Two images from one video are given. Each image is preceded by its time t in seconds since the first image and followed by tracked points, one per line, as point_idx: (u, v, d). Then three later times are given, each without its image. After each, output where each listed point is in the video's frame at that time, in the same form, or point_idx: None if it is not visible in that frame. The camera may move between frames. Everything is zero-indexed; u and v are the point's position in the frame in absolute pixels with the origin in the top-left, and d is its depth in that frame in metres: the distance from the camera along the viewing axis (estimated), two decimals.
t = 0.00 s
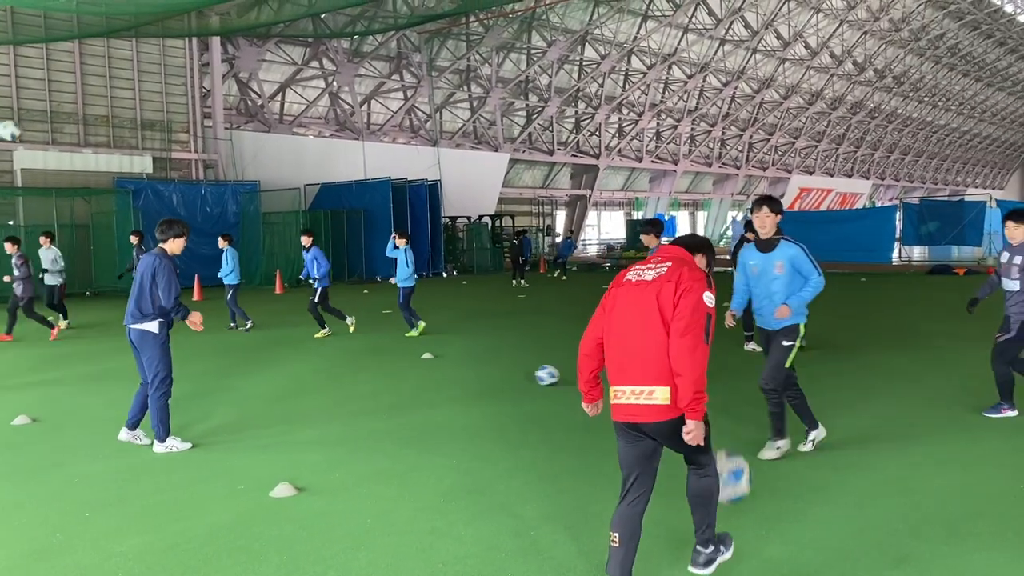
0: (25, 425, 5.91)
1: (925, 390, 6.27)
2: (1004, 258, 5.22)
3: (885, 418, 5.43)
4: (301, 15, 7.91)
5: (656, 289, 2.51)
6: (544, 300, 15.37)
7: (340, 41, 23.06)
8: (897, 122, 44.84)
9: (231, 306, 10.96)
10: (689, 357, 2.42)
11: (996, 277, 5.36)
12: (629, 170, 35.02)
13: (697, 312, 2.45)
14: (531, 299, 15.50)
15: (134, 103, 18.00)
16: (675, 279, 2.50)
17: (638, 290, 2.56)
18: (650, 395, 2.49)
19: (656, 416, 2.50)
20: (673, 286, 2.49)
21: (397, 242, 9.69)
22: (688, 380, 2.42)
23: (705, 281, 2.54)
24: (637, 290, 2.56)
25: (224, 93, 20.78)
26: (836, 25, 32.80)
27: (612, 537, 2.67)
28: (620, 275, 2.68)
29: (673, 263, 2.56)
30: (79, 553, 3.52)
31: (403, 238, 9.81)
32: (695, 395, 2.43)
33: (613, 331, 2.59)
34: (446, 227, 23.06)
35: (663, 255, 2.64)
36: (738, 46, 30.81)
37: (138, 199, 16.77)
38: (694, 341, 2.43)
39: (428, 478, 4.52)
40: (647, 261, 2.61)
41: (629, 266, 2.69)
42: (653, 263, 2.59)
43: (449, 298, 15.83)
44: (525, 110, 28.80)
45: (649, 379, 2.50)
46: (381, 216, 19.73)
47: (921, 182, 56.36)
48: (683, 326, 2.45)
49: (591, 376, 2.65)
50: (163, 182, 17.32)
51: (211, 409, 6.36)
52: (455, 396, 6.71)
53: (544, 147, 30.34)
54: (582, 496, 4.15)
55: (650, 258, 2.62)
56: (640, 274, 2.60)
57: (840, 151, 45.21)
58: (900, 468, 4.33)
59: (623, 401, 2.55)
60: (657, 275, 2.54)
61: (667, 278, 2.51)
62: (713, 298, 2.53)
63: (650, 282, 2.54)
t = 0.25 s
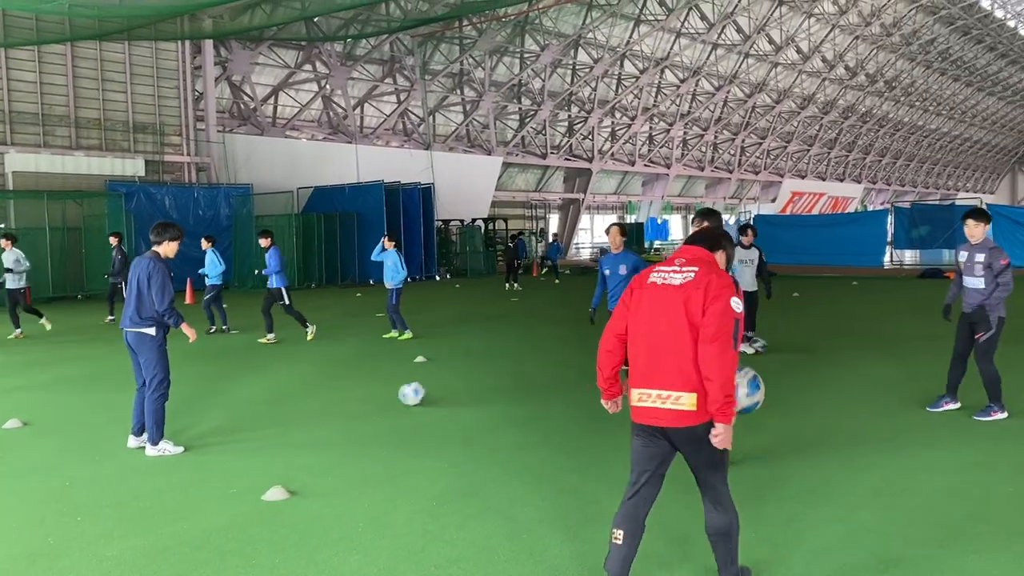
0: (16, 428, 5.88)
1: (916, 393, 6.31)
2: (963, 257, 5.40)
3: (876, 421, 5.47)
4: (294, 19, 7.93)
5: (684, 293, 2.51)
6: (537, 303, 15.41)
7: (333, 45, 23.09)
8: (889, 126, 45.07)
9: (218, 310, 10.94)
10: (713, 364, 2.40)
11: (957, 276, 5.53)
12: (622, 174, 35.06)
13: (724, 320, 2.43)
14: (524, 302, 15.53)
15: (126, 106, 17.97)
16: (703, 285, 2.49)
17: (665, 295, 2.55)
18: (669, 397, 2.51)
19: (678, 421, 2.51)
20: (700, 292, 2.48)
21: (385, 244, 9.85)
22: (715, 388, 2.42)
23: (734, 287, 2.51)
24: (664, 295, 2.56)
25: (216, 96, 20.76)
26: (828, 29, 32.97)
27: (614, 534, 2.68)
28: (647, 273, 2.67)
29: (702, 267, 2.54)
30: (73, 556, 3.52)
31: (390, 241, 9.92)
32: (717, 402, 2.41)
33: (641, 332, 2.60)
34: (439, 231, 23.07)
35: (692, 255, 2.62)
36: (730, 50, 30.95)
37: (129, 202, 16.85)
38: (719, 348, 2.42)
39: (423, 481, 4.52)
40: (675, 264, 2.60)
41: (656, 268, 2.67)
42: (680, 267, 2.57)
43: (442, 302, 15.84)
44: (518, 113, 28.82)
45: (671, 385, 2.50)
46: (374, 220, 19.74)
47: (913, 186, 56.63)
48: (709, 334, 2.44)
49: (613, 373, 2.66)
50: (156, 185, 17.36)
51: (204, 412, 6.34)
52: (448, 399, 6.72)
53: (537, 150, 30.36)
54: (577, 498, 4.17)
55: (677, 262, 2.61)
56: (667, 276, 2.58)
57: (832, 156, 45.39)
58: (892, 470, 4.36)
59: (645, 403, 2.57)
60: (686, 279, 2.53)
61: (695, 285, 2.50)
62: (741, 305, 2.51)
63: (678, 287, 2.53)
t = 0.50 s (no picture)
0: (12, 431, 5.88)
1: (912, 396, 6.33)
2: (941, 262, 5.38)
3: (873, 424, 5.48)
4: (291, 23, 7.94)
5: (727, 304, 2.48)
6: (534, 307, 15.41)
7: (331, 48, 23.10)
8: (885, 130, 45.16)
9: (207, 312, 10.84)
10: (774, 377, 2.42)
11: (928, 279, 5.54)
12: (619, 177, 35.09)
13: (773, 331, 2.44)
14: (521, 306, 15.54)
15: (123, 109, 17.97)
16: (746, 296, 2.46)
17: (706, 304, 2.51)
18: (718, 408, 2.51)
19: (723, 429, 2.53)
20: (744, 303, 2.46)
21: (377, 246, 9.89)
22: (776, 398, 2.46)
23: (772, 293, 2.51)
24: (704, 305, 2.51)
25: (213, 99, 20.76)
26: (824, 33, 33.06)
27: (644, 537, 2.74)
28: (676, 277, 2.60)
29: (739, 274, 2.49)
30: (68, 560, 3.52)
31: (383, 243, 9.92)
32: (777, 414, 2.43)
33: (682, 343, 2.56)
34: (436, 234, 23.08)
35: (720, 258, 2.56)
36: (726, 54, 31.00)
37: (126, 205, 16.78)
38: (771, 360, 2.44)
39: (418, 485, 4.52)
40: (708, 270, 2.53)
41: (682, 270, 2.61)
42: (715, 273, 2.52)
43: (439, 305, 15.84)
44: (515, 117, 28.84)
45: (718, 395, 2.51)
46: (371, 223, 19.74)
47: (909, 190, 56.74)
48: (759, 346, 2.45)
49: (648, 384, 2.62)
50: (153, 188, 17.30)
51: (200, 416, 6.33)
52: (445, 403, 6.72)
53: (534, 154, 30.36)
54: (572, 501, 4.17)
55: (709, 266, 2.54)
56: (702, 283, 2.53)
57: (829, 159, 45.48)
58: (887, 474, 4.38)
59: (689, 413, 2.56)
60: (726, 289, 2.48)
61: (737, 295, 2.47)
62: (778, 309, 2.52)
63: (719, 297, 2.49)
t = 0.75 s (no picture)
0: (11, 435, 5.88)
1: (912, 401, 6.33)
2: (937, 264, 5.37)
3: (872, 429, 5.48)
4: (291, 26, 7.94)
5: (748, 304, 2.50)
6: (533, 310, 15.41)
7: (331, 51, 23.11)
8: (885, 134, 45.22)
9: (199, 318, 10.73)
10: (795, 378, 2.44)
11: (923, 281, 5.53)
12: (618, 181, 35.11)
13: (792, 331, 2.45)
14: (521, 309, 15.53)
15: (123, 112, 17.98)
16: (766, 297, 2.48)
17: (727, 304, 2.53)
18: (738, 406, 2.54)
19: (741, 426, 2.55)
20: (765, 304, 2.47)
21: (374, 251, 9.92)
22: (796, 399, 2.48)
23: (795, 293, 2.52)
24: (725, 306, 2.54)
25: (214, 103, 20.78)
26: (824, 38, 33.12)
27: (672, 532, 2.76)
28: (699, 279, 2.63)
29: (759, 275, 2.50)
30: (67, 563, 3.51)
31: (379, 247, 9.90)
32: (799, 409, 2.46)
33: (704, 343, 2.59)
34: (436, 238, 23.10)
35: (743, 258, 2.57)
36: (726, 58, 31.06)
37: (126, 209, 16.84)
38: (791, 362, 2.45)
39: (418, 489, 4.51)
40: (728, 270, 2.55)
41: (706, 271, 2.63)
42: (736, 274, 2.53)
43: (439, 309, 15.85)
44: (515, 120, 28.86)
45: (738, 392, 2.53)
46: (371, 226, 19.76)
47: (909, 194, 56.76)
48: (779, 346, 2.46)
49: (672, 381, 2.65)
50: (153, 192, 17.39)
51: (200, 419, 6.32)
52: (445, 406, 6.71)
53: (533, 158, 30.37)
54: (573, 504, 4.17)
55: (730, 266, 2.56)
56: (724, 284, 2.55)
57: (829, 164, 45.49)
58: (888, 479, 4.37)
59: (711, 410, 2.59)
60: (747, 290, 2.50)
61: (757, 297, 2.49)
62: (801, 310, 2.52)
63: (740, 298, 2.51)
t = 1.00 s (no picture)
0: (14, 437, 5.89)
1: (914, 405, 6.33)
2: (933, 268, 5.36)
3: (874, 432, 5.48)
4: (294, 29, 7.94)
5: (771, 307, 2.51)
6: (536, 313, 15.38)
7: (334, 55, 23.15)
8: (888, 138, 45.21)
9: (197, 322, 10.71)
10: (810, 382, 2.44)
11: (919, 284, 5.52)
12: (621, 184, 35.11)
13: (812, 336, 2.44)
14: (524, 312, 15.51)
15: (127, 115, 18.01)
16: (789, 301, 2.48)
17: (751, 306, 2.55)
18: (755, 404, 2.54)
19: (755, 426, 2.55)
20: (788, 309, 2.48)
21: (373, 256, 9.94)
22: (810, 405, 2.46)
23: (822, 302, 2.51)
24: (749, 308, 2.56)
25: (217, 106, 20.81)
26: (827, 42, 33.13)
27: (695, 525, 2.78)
28: (729, 282, 2.66)
29: (786, 280, 2.51)
30: (69, 565, 3.52)
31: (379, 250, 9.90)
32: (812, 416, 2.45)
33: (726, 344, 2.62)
34: (438, 241, 23.12)
35: (773, 264, 2.58)
36: (729, 62, 31.07)
37: (129, 212, 16.85)
38: (808, 365, 2.45)
39: (421, 492, 4.51)
40: (757, 274, 2.58)
41: (738, 274, 2.66)
42: (763, 278, 2.56)
43: (441, 312, 15.86)
44: (517, 124, 28.86)
45: (754, 392, 2.54)
46: (374, 229, 19.79)
47: (911, 198, 56.73)
48: (797, 348, 2.46)
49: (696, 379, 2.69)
50: (156, 195, 17.39)
51: (203, 422, 6.33)
52: (448, 410, 6.70)
53: (536, 161, 30.37)
54: (576, 508, 4.16)
55: (760, 270, 2.58)
56: (751, 288, 2.57)
57: (832, 167, 45.46)
58: (890, 482, 4.38)
59: (729, 408, 2.61)
60: (771, 294, 2.51)
61: (780, 300, 2.50)
62: (828, 318, 2.51)
63: (763, 301, 2.52)
